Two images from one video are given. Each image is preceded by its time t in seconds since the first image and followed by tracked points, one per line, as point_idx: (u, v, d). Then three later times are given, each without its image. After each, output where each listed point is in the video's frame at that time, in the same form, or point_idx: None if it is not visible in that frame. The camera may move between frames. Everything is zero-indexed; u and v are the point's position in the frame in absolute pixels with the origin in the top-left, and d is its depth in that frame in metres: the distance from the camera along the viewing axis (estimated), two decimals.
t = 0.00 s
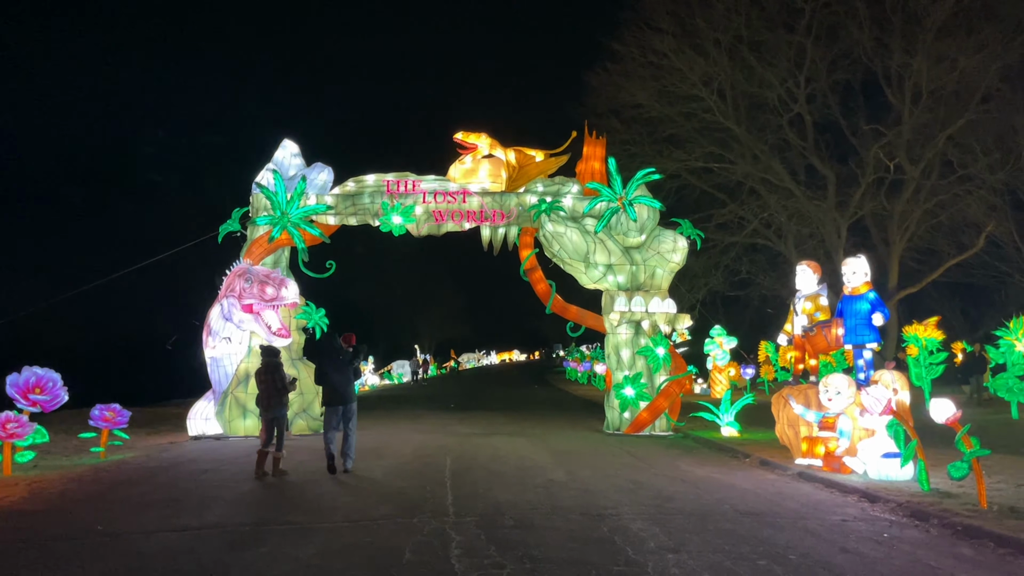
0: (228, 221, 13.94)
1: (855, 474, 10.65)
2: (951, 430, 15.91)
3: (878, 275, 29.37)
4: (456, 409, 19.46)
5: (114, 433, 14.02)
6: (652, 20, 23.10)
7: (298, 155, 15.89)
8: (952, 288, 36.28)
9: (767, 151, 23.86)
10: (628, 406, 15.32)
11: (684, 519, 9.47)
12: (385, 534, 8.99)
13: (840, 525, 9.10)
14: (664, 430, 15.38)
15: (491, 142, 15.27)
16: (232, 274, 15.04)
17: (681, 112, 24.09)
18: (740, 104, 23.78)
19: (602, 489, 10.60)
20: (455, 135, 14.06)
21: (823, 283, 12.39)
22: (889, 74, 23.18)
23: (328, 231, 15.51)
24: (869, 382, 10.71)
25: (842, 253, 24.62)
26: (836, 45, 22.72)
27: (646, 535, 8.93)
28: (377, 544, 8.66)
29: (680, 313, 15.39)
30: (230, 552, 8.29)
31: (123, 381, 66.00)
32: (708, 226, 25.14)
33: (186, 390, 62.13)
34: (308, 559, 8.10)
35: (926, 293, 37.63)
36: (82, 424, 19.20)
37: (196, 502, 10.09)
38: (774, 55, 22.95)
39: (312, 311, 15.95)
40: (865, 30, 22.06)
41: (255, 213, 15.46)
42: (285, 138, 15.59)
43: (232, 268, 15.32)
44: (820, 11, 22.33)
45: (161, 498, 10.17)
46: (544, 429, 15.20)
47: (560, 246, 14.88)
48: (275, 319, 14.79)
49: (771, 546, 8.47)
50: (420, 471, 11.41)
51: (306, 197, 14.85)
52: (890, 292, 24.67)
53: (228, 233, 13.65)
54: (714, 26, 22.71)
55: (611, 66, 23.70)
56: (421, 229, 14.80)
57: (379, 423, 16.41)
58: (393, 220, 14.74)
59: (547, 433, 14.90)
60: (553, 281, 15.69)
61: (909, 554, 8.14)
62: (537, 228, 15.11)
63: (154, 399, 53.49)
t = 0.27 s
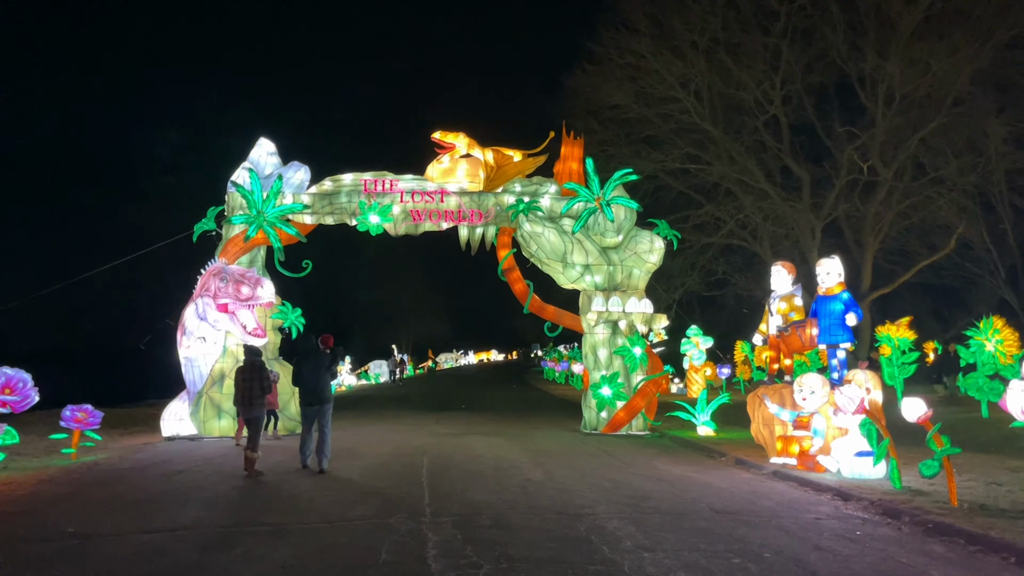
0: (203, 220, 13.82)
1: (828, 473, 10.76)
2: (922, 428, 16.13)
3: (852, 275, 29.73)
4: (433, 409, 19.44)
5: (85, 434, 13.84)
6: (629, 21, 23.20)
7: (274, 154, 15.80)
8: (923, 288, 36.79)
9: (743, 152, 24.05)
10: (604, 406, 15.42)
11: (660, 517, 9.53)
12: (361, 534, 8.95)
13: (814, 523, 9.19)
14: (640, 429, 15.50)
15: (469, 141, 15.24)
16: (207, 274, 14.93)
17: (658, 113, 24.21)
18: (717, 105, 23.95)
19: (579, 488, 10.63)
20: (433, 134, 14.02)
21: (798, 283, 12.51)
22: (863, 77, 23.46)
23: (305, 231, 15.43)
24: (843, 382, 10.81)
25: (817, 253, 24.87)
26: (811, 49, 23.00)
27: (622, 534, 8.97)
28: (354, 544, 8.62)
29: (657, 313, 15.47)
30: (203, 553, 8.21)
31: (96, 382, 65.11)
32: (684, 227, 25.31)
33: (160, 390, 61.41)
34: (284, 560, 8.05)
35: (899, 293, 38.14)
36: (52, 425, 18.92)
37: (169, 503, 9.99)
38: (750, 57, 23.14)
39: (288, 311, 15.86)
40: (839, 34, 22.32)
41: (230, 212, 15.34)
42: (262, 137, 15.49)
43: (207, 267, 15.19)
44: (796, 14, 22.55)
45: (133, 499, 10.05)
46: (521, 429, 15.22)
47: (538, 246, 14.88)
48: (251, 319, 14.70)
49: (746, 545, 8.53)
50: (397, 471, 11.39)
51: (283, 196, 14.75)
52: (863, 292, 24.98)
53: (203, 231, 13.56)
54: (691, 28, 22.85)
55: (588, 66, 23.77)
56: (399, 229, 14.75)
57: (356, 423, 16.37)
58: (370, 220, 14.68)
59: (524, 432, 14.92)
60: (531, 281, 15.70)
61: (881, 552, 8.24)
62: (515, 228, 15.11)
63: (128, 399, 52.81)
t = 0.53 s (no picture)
0: (175, 218, 13.68)
1: (800, 472, 10.87)
2: (891, 427, 16.35)
3: (824, 275, 30.08)
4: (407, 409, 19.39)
5: (53, 435, 13.65)
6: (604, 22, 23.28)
7: (248, 152, 15.67)
8: (894, 289, 37.30)
9: (717, 153, 24.23)
10: (579, 406, 15.48)
11: (634, 516, 9.58)
12: (334, 535, 8.90)
13: (785, 521, 9.28)
14: (615, 429, 15.59)
15: (444, 140, 15.23)
16: (179, 272, 14.77)
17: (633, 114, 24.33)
18: (691, 106, 24.11)
19: (553, 488, 10.66)
20: (408, 133, 13.98)
21: (770, 283, 12.63)
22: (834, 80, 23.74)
23: (279, 229, 15.32)
24: (814, 382, 10.92)
25: (790, 254, 25.11)
26: (783, 52, 23.24)
27: (595, 533, 8.99)
28: (327, 545, 8.56)
29: (632, 313, 15.53)
30: (173, 555, 8.12)
31: (65, 383, 64.04)
32: (659, 228, 25.47)
33: (131, 391, 60.53)
34: (256, 561, 7.98)
35: (869, 293, 38.65)
36: (18, 426, 18.58)
37: (139, 504, 9.87)
38: (724, 59, 23.32)
39: (261, 310, 15.74)
40: (812, 37, 22.59)
41: (203, 210, 15.20)
42: (235, 134, 15.36)
43: (179, 266, 15.03)
44: (769, 17, 22.76)
45: (102, 501, 9.92)
46: (496, 429, 15.22)
47: (514, 246, 14.88)
48: (223, 318, 14.60)
49: (718, 543, 8.60)
50: (372, 472, 11.36)
51: (256, 194, 14.64)
52: (835, 293, 25.28)
53: (175, 229, 13.42)
54: (666, 30, 22.98)
55: (564, 67, 23.82)
56: (374, 228, 14.68)
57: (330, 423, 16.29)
58: (345, 219, 14.60)
59: (499, 432, 14.93)
60: (507, 281, 15.71)
61: (851, 549, 8.33)
62: (490, 227, 15.10)
63: (98, 400, 51.98)
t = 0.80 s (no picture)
0: (140, 216, 13.51)
1: (765, 470, 11.01)
2: (853, 427, 16.62)
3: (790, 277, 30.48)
4: (376, 409, 19.32)
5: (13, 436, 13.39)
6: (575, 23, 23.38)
7: (214, 149, 15.50)
8: (858, 290, 37.90)
9: (686, 155, 24.45)
10: (549, 405, 15.55)
11: (602, 515, 9.63)
12: (300, 536, 8.83)
13: (751, 519, 9.39)
14: (584, 428, 15.67)
15: (414, 140, 15.19)
16: (144, 271, 14.56)
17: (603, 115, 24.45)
18: (661, 108, 24.29)
19: (522, 487, 10.68)
20: (378, 132, 13.92)
21: (737, 284, 12.77)
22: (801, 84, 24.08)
23: (246, 228, 15.18)
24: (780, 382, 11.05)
25: (757, 255, 25.41)
26: (751, 54, 23.53)
27: (563, 532, 9.03)
28: (293, 546, 8.49)
29: (601, 313, 15.63)
30: (136, 558, 8.01)
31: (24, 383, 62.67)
32: (629, 228, 25.63)
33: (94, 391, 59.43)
34: (221, 563, 7.89)
35: (834, 294, 39.23)
36: None
37: (101, 506, 9.71)
38: (693, 61, 23.54)
39: (227, 309, 15.57)
40: (779, 41, 22.88)
41: (168, 208, 15.01)
42: (201, 131, 15.18)
43: (144, 264, 14.81)
44: (737, 21, 23.03)
45: (62, 503, 9.74)
46: (466, 429, 15.22)
47: (484, 246, 14.87)
48: (188, 318, 14.50)
49: (684, 541, 8.67)
50: (339, 473, 11.30)
51: (223, 192, 14.48)
52: (800, 293, 25.62)
53: (140, 227, 13.26)
54: (636, 32, 23.13)
55: (535, 67, 23.88)
56: (343, 226, 14.59)
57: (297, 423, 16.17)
58: (313, 217, 14.49)
59: (468, 432, 14.93)
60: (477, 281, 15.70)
61: (814, 546, 8.46)
62: (461, 227, 15.08)
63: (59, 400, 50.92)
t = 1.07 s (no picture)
0: (98, 213, 13.32)
1: (727, 469, 11.14)
2: (813, 426, 16.88)
3: (753, 278, 30.86)
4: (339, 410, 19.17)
5: None
6: (542, 24, 23.43)
7: (176, 146, 15.28)
8: (819, 292, 38.50)
9: (651, 157, 24.64)
10: (514, 405, 15.59)
11: (566, 514, 9.65)
12: (262, 538, 8.72)
13: (713, 517, 9.48)
14: (549, 428, 15.73)
15: (380, 138, 15.11)
16: (102, 269, 14.30)
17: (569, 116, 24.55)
18: (626, 110, 24.45)
19: (486, 487, 10.67)
20: (343, 130, 13.82)
21: (701, 285, 12.89)
22: (764, 87, 24.40)
23: (208, 226, 14.98)
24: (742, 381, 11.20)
25: (721, 256, 25.69)
26: (716, 58, 23.80)
27: (528, 531, 9.04)
28: (255, 548, 8.39)
29: (567, 313, 15.69)
30: (91, 561, 7.84)
31: None
32: (594, 229, 25.77)
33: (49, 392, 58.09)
34: (179, 566, 7.75)
35: (796, 296, 39.80)
36: None
37: (56, 509, 9.50)
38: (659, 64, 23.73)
39: (189, 308, 15.35)
40: (743, 44, 23.19)
41: (128, 205, 14.76)
42: (162, 127, 14.96)
43: (102, 262, 14.55)
44: (702, 24, 23.26)
45: (16, 505, 9.51)
46: (431, 430, 15.17)
47: (450, 245, 14.85)
48: (148, 316, 14.27)
49: (648, 540, 8.72)
50: (302, 474, 11.20)
51: (184, 189, 14.27)
52: (763, 294, 25.97)
53: (96, 223, 13.11)
54: (602, 33, 23.25)
55: (501, 67, 23.89)
56: (306, 225, 14.45)
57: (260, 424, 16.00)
58: (277, 216, 14.34)
59: (433, 432, 14.88)
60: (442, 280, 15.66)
61: (775, 544, 8.56)
62: (426, 226, 15.03)
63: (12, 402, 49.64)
